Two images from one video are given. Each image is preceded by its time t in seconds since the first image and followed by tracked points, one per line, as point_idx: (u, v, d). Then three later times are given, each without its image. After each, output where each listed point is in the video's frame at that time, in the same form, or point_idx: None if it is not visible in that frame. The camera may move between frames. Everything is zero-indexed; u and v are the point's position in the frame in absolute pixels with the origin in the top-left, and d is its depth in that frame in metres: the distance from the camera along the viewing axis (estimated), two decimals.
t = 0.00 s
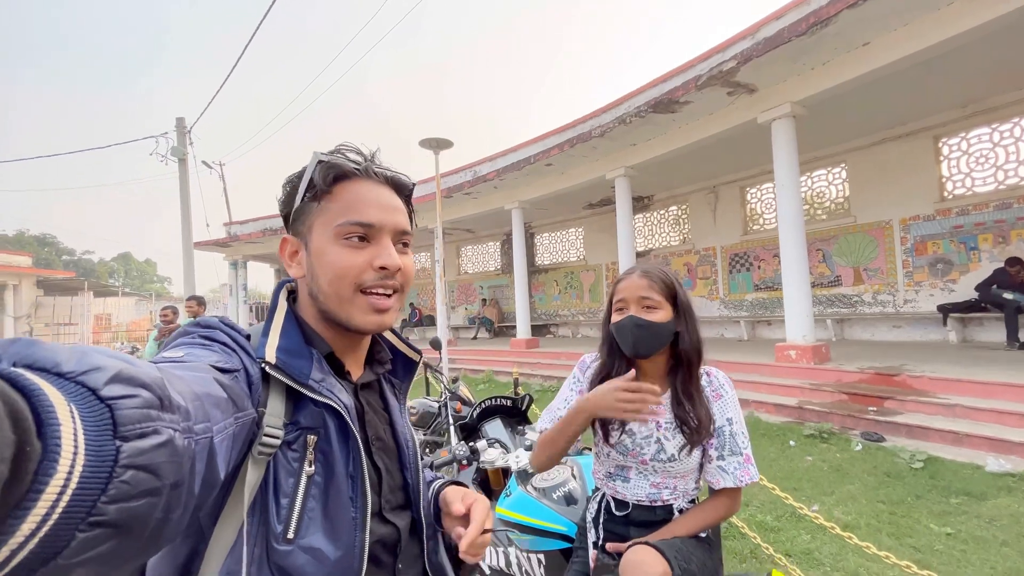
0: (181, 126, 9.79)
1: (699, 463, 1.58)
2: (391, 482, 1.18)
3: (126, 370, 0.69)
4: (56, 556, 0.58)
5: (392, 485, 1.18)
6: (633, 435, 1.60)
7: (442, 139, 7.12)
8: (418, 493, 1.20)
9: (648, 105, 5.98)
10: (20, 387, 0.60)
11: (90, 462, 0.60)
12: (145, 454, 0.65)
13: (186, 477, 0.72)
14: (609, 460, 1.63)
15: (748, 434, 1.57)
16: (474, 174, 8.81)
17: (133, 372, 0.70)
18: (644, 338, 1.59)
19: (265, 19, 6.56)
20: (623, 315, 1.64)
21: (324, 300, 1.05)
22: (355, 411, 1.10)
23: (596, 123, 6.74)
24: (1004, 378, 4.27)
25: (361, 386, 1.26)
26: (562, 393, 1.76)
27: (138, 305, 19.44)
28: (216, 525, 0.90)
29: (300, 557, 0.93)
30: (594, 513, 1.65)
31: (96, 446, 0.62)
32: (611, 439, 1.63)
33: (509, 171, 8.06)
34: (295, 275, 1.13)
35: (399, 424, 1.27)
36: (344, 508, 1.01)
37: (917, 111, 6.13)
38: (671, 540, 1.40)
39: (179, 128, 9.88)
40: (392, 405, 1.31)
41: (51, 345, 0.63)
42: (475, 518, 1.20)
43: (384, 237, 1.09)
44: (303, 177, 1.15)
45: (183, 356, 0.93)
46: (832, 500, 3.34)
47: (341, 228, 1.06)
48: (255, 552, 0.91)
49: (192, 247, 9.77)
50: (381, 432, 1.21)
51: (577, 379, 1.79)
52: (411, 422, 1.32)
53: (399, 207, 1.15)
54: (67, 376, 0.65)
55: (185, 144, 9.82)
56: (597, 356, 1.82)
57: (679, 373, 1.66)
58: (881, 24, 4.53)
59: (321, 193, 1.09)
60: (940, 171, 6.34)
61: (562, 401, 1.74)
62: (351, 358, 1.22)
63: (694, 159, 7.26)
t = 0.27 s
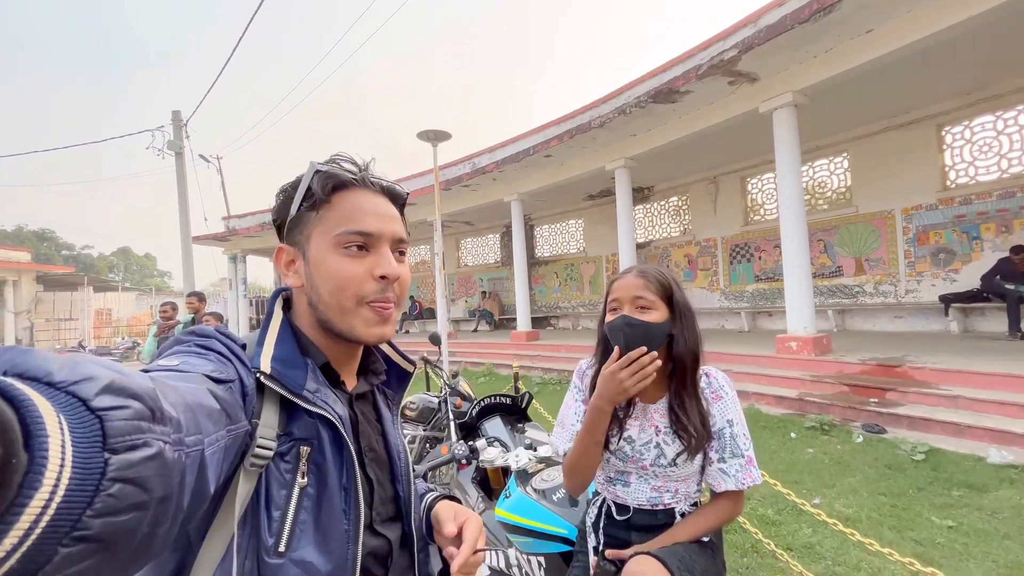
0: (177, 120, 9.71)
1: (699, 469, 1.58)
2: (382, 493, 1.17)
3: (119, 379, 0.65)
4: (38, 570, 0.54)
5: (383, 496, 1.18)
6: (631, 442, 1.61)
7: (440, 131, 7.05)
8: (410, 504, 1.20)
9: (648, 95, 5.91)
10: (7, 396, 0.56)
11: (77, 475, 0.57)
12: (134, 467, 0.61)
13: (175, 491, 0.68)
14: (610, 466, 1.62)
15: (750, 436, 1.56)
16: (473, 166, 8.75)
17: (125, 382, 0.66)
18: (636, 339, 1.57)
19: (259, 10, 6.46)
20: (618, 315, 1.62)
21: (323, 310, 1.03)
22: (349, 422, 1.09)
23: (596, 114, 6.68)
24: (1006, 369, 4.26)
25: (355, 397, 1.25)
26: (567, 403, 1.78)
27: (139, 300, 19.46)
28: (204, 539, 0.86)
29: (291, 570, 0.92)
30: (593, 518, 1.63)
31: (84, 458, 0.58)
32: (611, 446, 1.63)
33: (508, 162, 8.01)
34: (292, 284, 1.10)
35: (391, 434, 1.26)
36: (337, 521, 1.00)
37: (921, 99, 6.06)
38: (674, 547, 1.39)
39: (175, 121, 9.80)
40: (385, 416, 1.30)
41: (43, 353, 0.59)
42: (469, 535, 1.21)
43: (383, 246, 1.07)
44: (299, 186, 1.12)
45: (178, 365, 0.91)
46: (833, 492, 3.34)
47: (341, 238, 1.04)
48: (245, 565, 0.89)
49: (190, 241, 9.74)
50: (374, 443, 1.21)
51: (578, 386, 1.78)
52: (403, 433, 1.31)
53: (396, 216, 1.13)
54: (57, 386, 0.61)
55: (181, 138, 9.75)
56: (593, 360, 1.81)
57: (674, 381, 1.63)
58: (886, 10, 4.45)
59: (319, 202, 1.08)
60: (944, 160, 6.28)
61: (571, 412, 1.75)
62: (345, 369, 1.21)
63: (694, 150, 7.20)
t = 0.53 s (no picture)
0: (172, 115, 9.62)
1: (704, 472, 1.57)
2: (389, 499, 1.16)
3: (139, 384, 0.64)
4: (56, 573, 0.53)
5: (390, 502, 1.17)
6: (636, 446, 1.60)
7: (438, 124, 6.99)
8: (417, 509, 1.19)
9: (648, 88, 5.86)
10: (28, 400, 0.55)
11: (94, 479, 0.55)
12: (152, 472, 0.59)
13: (192, 496, 0.67)
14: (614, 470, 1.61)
15: (756, 438, 1.55)
16: (471, 160, 8.70)
17: (144, 386, 0.64)
18: (640, 337, 1.55)
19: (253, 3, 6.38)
20: (620, 315, 1.61)
21: (329, 316, 1.01)
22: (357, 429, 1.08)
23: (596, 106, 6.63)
24: (1006, 361, 4.26)
25: (363, 403, 1.24)
26: (571, 407, 1.77)
27: (137, 296, 19.41)
28: (214, 545, 0.83)
29: None
30: (598, 521, 1.62)
31: (102, 462, 0.56)
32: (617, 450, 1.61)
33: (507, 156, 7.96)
34: (298, 293, 1.09)
35: (398, 440, 1.25)
36: (344, 528, 0.99)
37: (923, 90, 6.01)
38: (681, 553, 1.39)
39: (170, 116, 9.72)
40: (392, 422, 1.29)
41: (66, 357, 0.59)
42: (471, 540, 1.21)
43: (387, 251, 1.05)
44: (303, 193, 1.11)
45: (193, 371, 0.89)
46: (835, 486, 3.35)
47: (345, 243, 1.02)
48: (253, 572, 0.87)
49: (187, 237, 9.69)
50: (381, 449, 1.20)
51: (582, 389, 1.78)
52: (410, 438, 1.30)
53: (400, 220, 1.11)
54: (80, 390, 0.60)
55: (177, 133, 9.67)
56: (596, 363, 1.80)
57: (679, 380, 1.61)
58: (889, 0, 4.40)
59: (322, 209, 1.06)
60: (945, 152, 6.25)
61: (575, 416, 1.73)
62: (353, 376, 1.20)
63: (694, 142, 7.15)
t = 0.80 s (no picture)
0: (166, 111, 9.52)
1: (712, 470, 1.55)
2: (395, 500, 1.13)
3: (149, 382, 0.62)
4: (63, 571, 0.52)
5: (396, 502, 1.14)
6: (642, 445, 1.58)
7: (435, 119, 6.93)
8: (424, 510, 1.17)
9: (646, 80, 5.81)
10: (36, 398, 0.53)
11: (103, 477, 0.53)
12: (159, 471, 0.58)
13: (198, 494, 0.65)
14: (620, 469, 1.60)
15: (764, 436, 1.52)
16: (469, 155, 8.65)
17: (154, 384, 0.62)
18: (648, 334, 1.52)
19: None
20: (627, 311, 1.58)
21: (335, 315, 0.99)
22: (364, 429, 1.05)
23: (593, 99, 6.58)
24: (1006, 353, 4.26)
25: (370, 403, 1.21)
26: (575, 406, 1.74)
27: (133, 294, 19.32)
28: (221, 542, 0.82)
29: None
30: (603, 521, 1.60)
31: (111, 461, 0.55)
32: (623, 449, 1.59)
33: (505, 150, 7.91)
34: (305, 292, 1.06)
35: (406, 441, 1.22)
36: (350, 528, 0.96)
37: (922, 81, 5.98)
38: (689, 556, 1.37)
39: (164, 112, 9.62)
40: (400, 422, 1.26)
41: (77, 355, 0.57)
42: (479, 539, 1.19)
43: (393, 248, 1.03)
44: (308, 193, 1.09)
45: (203, 369, 0.87)
46: (836, 480, 3.34)
47: (351, 242, 0.99)
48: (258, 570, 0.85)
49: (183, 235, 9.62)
50: (388, 449, 1.17)
51: (586, 388, 1.75)
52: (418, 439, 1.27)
53: (405, 218, 1.09)
54: (90, 389, 0.58)
55: (171, 129, 9.58)
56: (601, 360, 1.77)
57: (687, 375, 1.60)
58: None
59: (328, 208, 1.04)
60: (943, 143, 6.23)
61: (579, 416, 1.71)
62: (361, 375, 1.17)
63: (693, 135, 7.12)
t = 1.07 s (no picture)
0: (160, 109, 9.45)
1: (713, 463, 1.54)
2: (394, 492, 1.12)
3: (144, 370, 0.60)
4: (55, 558, 0.50)
5: (395, 494, 1.13)
6: (642, 438, 1.57)
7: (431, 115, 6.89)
8: (423, 503, 1.15)
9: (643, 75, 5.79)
10: (30, 382, 0.52)
11: (98, 464, 0.52)
12: (155, 458, 0.56)
13: (195, 483, 0.63)
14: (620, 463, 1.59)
15: (766, 428, 1.51)
16: (465, 151, 8.62)
17: (150, 373, 0.61)
18: (649, 330, 1.52)
19: None
20: (629, 305, 1.57)
21: (335, 307, 0.97)
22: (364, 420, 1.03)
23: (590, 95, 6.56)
24: (1002, 346, 4.27)
25: (370, 395, 1.20)
26: (574, 401, 1.73)
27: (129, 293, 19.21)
28: (220, 529, 0.83)
29: (302, 567, 0.86)
30: (603, 515, 1.59)
31: (107, 448, 0.53)
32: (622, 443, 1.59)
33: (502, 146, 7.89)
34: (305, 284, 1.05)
35: (406, 433, 1.20)
36: (349, 519, 0.94)
37: (919, 75, 5.98)
38: (692, 552, 1.35)
39: (158, 110, 9.55)
40: (401, 414, 1.24)
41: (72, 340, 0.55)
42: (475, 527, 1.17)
43: (392, 239, 1.01)
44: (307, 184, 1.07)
45: (202, 359, 0.85)
46: (834, 473, 3.34)
47: (350, 233, 0.98)
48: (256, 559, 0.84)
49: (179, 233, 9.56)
50: (388, 442, 1.16)
51: (585, 383, 1.74)
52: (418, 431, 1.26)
53: (405, 209, 1.07)
54: (85, 376, 0.56)
55: (165, 127, 9.51)
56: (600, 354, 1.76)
57: (688, 368, 1.59)
58: None
59: (327, 199, 1.02)
60: (940, 137, 6.24)
61: (575, 413, 1.69)
62: (361, 367, 1.15)
63: (690, 131, 7.11)
